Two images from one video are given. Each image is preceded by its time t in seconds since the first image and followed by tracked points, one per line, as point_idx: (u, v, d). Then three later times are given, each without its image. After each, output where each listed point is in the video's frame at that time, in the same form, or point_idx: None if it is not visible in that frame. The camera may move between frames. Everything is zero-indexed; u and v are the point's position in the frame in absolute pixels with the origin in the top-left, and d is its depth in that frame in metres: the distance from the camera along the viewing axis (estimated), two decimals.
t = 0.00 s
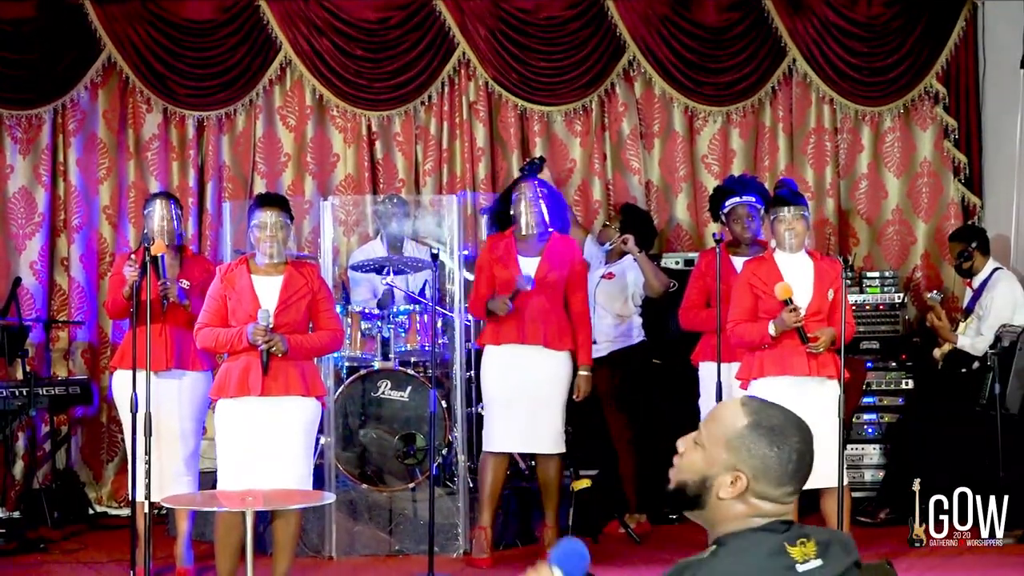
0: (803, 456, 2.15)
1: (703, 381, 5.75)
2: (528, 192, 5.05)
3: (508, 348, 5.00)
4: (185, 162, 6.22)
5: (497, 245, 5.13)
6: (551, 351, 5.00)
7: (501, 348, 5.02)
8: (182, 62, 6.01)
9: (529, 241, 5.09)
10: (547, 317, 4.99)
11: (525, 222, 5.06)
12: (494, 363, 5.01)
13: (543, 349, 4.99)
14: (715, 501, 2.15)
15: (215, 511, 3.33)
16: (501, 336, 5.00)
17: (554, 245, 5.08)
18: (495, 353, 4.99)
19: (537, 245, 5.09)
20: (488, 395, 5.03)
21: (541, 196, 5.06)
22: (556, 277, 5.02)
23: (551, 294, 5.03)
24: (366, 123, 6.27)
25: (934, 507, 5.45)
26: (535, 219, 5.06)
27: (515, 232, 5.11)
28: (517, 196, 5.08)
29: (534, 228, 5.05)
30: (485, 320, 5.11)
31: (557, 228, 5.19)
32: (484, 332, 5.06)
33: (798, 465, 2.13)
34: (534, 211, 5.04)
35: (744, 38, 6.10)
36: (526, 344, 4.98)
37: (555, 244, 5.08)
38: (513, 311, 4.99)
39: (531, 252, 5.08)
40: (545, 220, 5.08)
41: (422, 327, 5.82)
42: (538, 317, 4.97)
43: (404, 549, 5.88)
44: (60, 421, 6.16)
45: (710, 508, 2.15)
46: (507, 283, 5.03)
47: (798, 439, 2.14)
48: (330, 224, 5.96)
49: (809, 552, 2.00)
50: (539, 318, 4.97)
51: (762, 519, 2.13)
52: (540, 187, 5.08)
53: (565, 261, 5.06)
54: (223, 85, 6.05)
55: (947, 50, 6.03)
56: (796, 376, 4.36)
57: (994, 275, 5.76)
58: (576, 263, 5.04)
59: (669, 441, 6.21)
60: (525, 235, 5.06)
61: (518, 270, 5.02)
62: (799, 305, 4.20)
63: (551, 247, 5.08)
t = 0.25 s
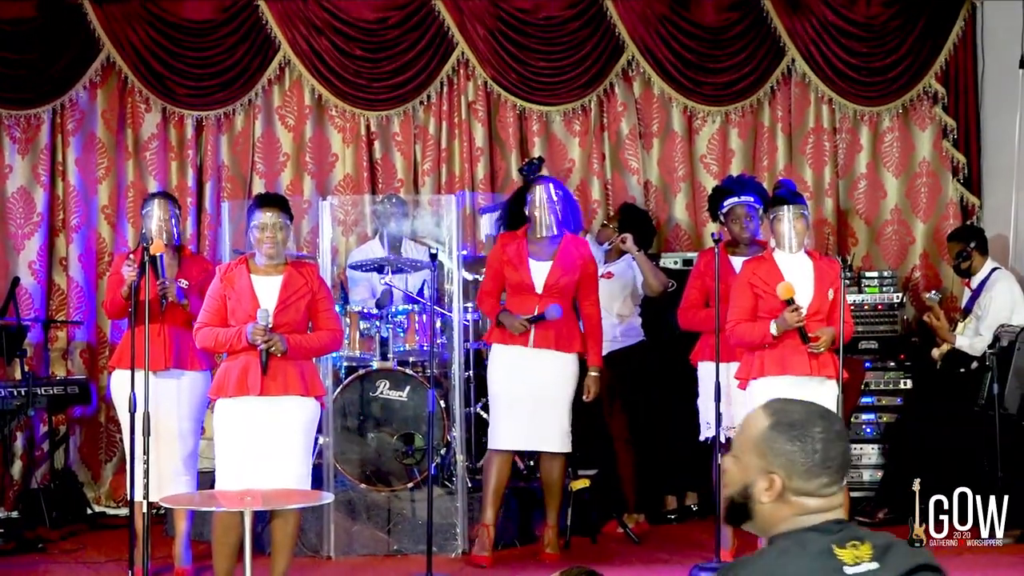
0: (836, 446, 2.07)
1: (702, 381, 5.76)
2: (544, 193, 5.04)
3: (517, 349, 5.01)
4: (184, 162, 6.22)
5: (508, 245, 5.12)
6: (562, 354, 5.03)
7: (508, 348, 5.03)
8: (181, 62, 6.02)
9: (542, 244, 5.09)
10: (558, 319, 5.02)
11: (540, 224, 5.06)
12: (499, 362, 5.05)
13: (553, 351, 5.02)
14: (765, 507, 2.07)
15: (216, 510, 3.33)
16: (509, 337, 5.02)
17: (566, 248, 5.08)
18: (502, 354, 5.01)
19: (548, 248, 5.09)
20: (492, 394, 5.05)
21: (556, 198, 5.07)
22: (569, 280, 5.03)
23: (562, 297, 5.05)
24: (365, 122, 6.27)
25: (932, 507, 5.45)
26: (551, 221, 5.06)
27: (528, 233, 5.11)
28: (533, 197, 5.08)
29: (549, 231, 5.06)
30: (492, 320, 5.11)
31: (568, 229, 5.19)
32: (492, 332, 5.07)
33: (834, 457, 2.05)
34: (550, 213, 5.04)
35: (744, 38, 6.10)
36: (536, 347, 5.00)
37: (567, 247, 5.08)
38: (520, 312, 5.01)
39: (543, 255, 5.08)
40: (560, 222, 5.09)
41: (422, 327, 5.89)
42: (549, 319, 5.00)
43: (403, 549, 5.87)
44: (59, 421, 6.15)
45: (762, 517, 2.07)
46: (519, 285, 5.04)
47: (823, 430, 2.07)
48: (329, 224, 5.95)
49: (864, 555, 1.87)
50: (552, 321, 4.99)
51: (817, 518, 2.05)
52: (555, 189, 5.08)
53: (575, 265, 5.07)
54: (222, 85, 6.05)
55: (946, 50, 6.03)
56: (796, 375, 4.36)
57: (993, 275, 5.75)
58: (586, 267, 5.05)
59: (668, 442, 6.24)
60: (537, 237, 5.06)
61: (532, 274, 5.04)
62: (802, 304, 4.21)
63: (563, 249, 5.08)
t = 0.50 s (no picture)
0: (901, 446, 1.99)
1: (700, 380, 5.76)
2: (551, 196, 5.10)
3: (518, 350, 5.02)
4: (181, 162, 6.21)
5: (513, 246, 5.13)
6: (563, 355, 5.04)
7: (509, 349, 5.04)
8: (178, 62, 6.02)
9: (548, 245, 5.11)
10: (561, 320, 5.02)
11: (545, 225, 5.10)
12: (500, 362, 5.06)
13: (555, 353, 5.02)
14: (843, 510, 2.00)
15: (211, 511, 3.33)
16: (511, 337, 5.02)
17: (569, 249, 5.09)
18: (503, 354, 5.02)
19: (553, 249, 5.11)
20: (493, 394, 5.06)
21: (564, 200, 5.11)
22: (572, 282, 5.04)
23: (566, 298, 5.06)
24: (362, 122, 6.26)
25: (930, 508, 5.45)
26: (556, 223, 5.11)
27: (533, 234, 5.14)
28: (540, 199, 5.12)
29: (555, 233, 5.10)
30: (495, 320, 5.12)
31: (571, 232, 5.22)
32: (493, 332, 5.07)
33: (901, 458, 1.98)
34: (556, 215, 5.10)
35: (741, 38, 6.11)
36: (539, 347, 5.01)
37: (571, 248, 5.10)
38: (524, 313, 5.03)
39: (547, 255, 5.10)
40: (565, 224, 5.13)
41: (419, 328, 5.94)
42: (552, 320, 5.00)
43: (400, 549, 5.91)
44: (56, 421, 6.14)
45: (843, 521, 2.00)
46: (523, 285, 5.05)
47: (882, 430, 1.99)
48: (326, 224, 5.93)
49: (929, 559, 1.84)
50: (555, 322, 5.00)
51: (897, 519, 1.96)
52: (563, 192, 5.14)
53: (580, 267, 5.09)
54: (220, 85, 6.05)
55: (942, 51, 6.05)
56: (795, 375, 4.37)
57: (990, 276, 5.75)
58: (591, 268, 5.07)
59: (666, 441, 6.23)
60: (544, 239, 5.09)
61: (535, 275, 5.05)
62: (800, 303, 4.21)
63: (567, 251, 5.10)
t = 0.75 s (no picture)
0: (941, 432, 2.06)
1: (702, 379, 5.77)
2: (551, 193, 5.07)
3: (521, 349, 5.03)
4: (184, 161, 6.20)
5: (515, 245, 5.13)
6: (567, 353, 5.05)
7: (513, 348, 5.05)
8: (180, 60, 6.02)
9: (549, 243, 5.11)
10: (565, 319, 5.02)
11: (545, 223, 5.08)
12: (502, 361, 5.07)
13: (558, 351, 5.03)
14: (898, 496, 2.10)
15: (210, 509, 3.33)
16: (514, 335, 5.02)
17: (572, 247, 5.08)
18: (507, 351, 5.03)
19: (554, 247, 5.10)
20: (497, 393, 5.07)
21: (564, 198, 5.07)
22: (574, 280, 5.02)
23: (568, 296, 5.05)
24: (364, 121, 6.26)
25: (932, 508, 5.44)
26: (556, 221, 5.09)
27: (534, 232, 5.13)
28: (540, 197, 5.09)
29: (556, 231, 5.08)
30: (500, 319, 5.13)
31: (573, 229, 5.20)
32: (496, 330, 5.07)
33: (939, 444, 2.05)
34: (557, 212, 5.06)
35: (743, 37, 6.11)
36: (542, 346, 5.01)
37: (572, 246, 5.09)
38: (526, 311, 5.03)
39: (549, 253, 5.09)
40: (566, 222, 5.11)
41: (421, 326, 5.92)
42: (556, 318, 5.01)
43: (401, 548, 5.88)
44: (58, 420, 6.14)
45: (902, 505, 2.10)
46: (526, 284, 5.04)
47: (921, 416, 2.08)
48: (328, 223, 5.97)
49: (955, 549, 1.96)
50: (557, 320, 5.00)
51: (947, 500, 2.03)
52: (562, 189, 5.10)
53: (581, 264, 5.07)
54: (222, 84, 6.05)
55: (945, 49, 6.04)
56: (800, 374, 4.38)
57: (992, 274, 5.74)
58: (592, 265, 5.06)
59: (668, 441, 6.22)
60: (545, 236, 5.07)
61: (538, 272, 5.04)
62: (802, 303, 4.22)
63: (569, 249, 5.09)
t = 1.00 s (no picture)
0: (954, 427, 2.10)
1: (699, 377, 5.77)
2: (541, 190, 5.07)
3: (516, 346, 5.03)
4: (180, 159, 6.20)
5: (508, 242, 5.13)
6: (562, 351, 5.04)
7: (509, 345, 5.05)
8: (177, 59, 6.02)
9: (541, 240, 5.10)
10: (559, 316, 5.03)
11: (537, 219, 5.08)
12: (500, 359, 5.07)
13: (554, 346, 5.02)
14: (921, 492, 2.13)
15: (207, 507, 3.39)
16: (510, 332, 5.03)
17: (564, 243, 5.08)
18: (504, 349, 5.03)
19: (547, 243, 5.10)
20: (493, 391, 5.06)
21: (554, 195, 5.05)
22: (565, 276, 5.04)
23: (561, 292, 5.06)
24: (361, 119, 6.25)
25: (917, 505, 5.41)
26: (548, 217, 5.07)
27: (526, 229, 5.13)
28: (530, 194, 5.09)
29: (547, 227, 5.07)
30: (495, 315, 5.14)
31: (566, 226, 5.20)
32: (492, 327, 5.08)
33: (952, 439, 2.08)
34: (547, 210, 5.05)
35: (740, 35, 6.11)
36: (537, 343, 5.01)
37: (566, 243, 5.09)
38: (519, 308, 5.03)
39: (542, 250, 5.09)
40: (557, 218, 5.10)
41: (417, 324, 5.96)
42: (549, 315, 5.01)
43: (399, 545, 5.91)
44: (55, 418, 6.14)
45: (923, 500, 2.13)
46: (520, 280, 5.04)
47: (937, 410, 2.12)
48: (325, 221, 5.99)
49: (956, 540, 1.96)
50: (552, 316, 5.01)
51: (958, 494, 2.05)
52: (552, 186, 5.10)
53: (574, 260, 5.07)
54: (218, 82, 6.05)
55: (942, 47, 6.04)
56: (801, 371, 4.43)
57: (989, 272, 5.74)
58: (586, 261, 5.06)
59: (664, 438, 6.23)
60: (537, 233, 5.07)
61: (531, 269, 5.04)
62: (801, 299, 4.26)
63: (562, 245, 5.09)
